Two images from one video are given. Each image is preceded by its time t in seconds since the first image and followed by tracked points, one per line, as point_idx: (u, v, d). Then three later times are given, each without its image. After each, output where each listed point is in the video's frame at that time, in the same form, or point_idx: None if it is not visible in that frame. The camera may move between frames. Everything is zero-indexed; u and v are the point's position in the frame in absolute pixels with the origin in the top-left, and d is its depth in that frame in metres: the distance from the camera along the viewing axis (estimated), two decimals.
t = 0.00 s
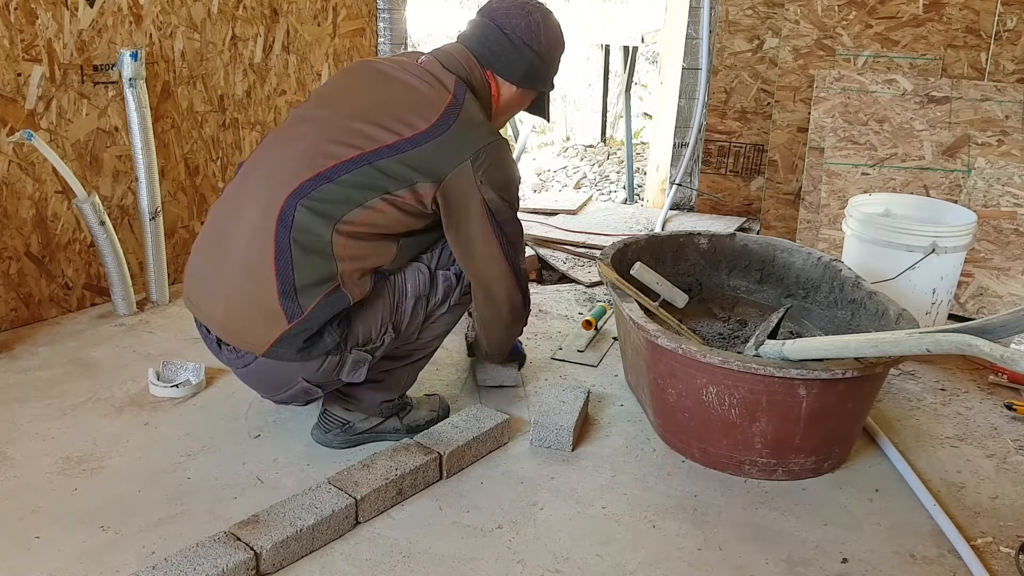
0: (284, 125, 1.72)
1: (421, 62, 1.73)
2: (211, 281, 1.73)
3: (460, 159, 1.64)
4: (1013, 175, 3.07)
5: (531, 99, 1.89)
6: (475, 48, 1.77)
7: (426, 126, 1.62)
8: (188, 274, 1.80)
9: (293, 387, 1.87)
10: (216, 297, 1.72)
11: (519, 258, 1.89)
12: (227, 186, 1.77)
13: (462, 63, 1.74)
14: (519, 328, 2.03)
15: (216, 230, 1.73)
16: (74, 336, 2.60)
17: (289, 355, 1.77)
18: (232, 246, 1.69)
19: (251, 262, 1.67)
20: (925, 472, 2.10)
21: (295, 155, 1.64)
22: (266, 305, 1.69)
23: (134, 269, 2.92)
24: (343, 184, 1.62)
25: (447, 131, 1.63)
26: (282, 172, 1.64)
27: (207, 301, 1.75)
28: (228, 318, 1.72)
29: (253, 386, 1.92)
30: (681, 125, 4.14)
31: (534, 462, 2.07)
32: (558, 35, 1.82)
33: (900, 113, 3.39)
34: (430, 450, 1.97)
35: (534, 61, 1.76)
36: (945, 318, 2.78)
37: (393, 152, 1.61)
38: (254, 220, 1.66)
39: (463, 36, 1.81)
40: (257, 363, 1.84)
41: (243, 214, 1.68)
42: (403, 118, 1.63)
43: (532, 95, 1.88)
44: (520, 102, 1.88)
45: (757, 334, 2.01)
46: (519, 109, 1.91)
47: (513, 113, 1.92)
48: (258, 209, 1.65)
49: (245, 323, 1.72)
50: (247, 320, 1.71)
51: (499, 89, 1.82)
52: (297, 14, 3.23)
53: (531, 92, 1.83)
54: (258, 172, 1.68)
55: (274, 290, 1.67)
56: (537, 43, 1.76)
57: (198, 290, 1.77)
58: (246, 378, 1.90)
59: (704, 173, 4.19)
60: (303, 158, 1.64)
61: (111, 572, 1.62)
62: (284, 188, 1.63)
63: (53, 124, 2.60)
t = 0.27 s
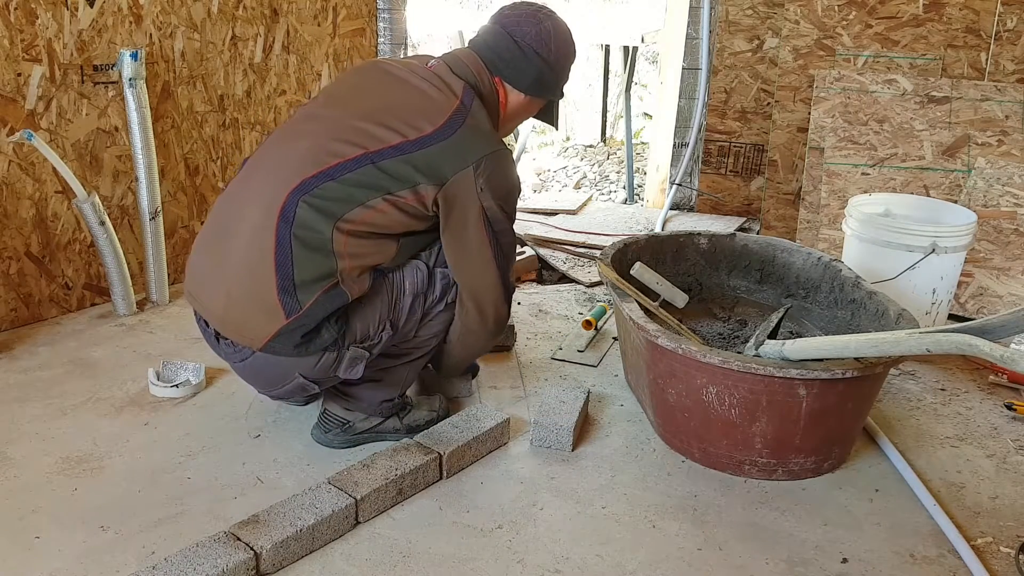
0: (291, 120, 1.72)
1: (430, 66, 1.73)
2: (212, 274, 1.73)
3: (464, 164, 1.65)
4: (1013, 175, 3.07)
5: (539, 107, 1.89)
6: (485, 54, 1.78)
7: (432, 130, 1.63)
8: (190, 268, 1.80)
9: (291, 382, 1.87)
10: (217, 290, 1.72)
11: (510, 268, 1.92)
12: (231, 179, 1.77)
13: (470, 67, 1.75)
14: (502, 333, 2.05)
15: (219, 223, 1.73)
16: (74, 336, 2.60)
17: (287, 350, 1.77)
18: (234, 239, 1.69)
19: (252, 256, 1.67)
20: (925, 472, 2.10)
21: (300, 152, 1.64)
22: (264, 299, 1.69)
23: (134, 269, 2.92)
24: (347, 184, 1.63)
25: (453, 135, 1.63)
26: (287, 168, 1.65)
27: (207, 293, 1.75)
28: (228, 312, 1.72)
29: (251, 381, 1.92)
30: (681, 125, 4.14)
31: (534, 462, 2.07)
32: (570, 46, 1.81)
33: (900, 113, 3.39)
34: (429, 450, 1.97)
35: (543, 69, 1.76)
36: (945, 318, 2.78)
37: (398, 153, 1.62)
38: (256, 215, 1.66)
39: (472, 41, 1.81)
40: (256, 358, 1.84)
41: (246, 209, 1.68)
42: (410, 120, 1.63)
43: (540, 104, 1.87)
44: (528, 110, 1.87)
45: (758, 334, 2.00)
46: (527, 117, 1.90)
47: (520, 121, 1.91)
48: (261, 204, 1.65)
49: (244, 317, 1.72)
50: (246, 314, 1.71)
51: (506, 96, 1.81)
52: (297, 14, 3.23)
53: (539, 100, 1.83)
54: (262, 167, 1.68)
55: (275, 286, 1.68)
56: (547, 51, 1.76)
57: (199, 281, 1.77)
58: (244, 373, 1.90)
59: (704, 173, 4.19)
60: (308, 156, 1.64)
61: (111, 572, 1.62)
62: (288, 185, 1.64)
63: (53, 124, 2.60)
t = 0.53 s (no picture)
0: (286, 122, 1.72)
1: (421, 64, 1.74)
2: (209, 276, 1.73)
3: (456, 157, 1.64)
4: (1013, 175, 3.07)
5: (535, 101, 1.88)
6: (478, 49, 1.78)
7: (423, 126, 1.63)
8: (189, 271, 1.80)
9: (289, 383, 1.87)
10: (213, 292, 1.72)
11: (507, 270, 1.89)
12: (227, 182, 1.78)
13: (462, 64, 1.75)
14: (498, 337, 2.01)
15: (214, 225, 1.73)
16: (74, 336, 2.60)
17: (283, 352, 1.76)
18: (232, 240, 1.69)
19: (248, 256, 1.67)
20: (925, 472, 2.10)
21: (294, 152, 1.65)
22: (261, 299, 1.69)
23: (134, 269, 2.92)
24: (341, 182, 1.63)
25: (445, 130, 1.63)
26: (281, 168, 1.65)
27: (204, 295, 1.75)
28: (224, 313, 1.72)
29: (249, 383, 1.92)
30: (681, 125, 4.15)
31: (534, 462, 2.07)
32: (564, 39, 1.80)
33: (900, 113, 3.39)
34: (430, 450, 1.97)
35: (536, 63, 1.75)
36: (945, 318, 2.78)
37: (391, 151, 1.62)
38: (253, 215, 1.66)
39: (467, 36, 1.81)
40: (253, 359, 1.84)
41: (241, 210, 1.68)
42: (402, 118, 1.63)
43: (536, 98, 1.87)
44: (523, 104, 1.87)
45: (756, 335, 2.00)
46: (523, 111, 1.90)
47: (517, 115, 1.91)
48: (256, 205, 1.66)
49: (241, 318, 1.72)
50: (243, 314, 1.71)
51: (501, 91, 1.81)
52: (297, 14, 3.23)
53: (534, 94, 1.82)
54: (257, 168, 1.69)
55: (270, 286, 1.68)
56: (541, 46, 1.75)
57: (196, 284, 1.77)
58: (242, 375, 1.90)
59: (704, 173, 4.19)
60: (302, 156, 1.64)
61: (111, 572, 1.62)
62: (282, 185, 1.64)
63: (53, 124, 2.60)
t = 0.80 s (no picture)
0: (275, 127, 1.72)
1: (405, 60, 1.73)
2: (204, 283, 1.74)
3: (444, 148, 1.61)
4: (1013, 175, 3.07)
5: (520, 91, 1.88)
6: (461, 43, 1.77)
7: (409, 121, 1.61)
8: (185, 279, 1.80)
9: (288, 389, 1.88)
10: (209, 299, 1.73)
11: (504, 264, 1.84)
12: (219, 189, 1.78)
13: (448, 59, 1.75)
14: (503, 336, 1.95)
15: (208, 233, 1.73)
16: (74, 336, 2.60)
17: (282, 358, 1.77)
18: (226, 246, 1.69)
19: (241, 261, 1.67)
20: (924, 472, 2.10)
21: (283, 157, 1.65)
22: (255, 304, 1.69)
23: (134, 269, 2.92)
24: (331, 183, 1.62)
25: (430, 123, 1.62)
26: (271, 173, 1.65)
27: (200, 303, 1.75)
28: (220, 320, 1.73)
29: (248, 389, 1.92)
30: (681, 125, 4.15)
31: (534, 462, 2.07)
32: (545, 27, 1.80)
33: (900, 113, 3.39)
34: (430, 450, 1.97)
35: (521, 53, 1.75)
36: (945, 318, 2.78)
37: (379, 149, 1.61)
38: (247, 220, 1.66)
39: (449, 30, 1.80)
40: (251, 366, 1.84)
41: (234, 216, 1.68)
42: (388, 115, 1.62)
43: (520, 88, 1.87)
44: (508, 95, 1.87)
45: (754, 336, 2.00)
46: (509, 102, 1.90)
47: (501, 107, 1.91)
48: (248, 211, 1.66)
49: (237, 324, 1.72)
50: (239, 320, 1.71)
51: (488, 83, 1.81)
52: (297, 14, 3.23)
53: (519, 85, 1.83)
54: (248, 175, 1.69)
55: (264, 291, 1.68)
56: (524, 36, 1.75)
57: (191, 293, 1.78)
58: (242, 381, 1.90)
59: (704, 173, 4.19)
60: (291, 159, 1.64)
61: (111, 572, 1.62)
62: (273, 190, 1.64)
63: (53, 124, 2.60)
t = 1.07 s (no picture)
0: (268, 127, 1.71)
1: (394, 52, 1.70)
2: (202, 288, 1.74)
3: (433, 138, 1.58)
4: (1013, 175, 3.07)
5: (506, 79, 1.86)
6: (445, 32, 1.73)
7: (398, 113, 1.58)
8: (183, 282, 1.81)
9: (288, 391, 1.89)
10: (207, 304, 1.74)
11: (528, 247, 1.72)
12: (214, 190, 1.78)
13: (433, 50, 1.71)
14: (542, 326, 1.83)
15: (203, 236, 1.74)
16: (74, 336, 2.60)
17: (281, 359, 1.79)
18: (222, 249, 1.70)
19: (238, 264, 1.68)
20: (924, 472, 2.10)
21: (276, 158, 1.64)
22: (254, 307, 1.70)
23: (134, 269, 2.92)
24: (323, 182, 1.61)
25: (418, 113, 1.58)
26: (265, 175, 1.64)
27: (199, 306, 1.76)
28: (220, 323, 1.74)
29: (247, 391, 1.93)
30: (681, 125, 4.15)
31: (535, 462, 2.07)
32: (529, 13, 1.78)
33: (900, 113, 3.39)
34: (429, 450, 1.97)
35: (507, 41, 1.73)
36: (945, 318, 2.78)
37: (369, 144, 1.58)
38: (243, 223, 1.66)
39: (431, 20, 1.77)
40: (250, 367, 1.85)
41: (229, 219, 1.68)
42: (376, 108, 1.59)
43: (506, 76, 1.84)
44: (494, 83, 1.84)
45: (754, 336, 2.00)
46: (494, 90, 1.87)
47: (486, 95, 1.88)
48: (243, 215, 1.66)
49: (236, 327, 1.74)
50: (238, 323, 1.73)
51: (475, 72, 1.78)
52: (297, 14, 3.23)
53: (505, 72, 1.80)
54: (242, 178, 1.69)
55: (262, 294, 1.69)
56: (509, 25, 1.73)
57: (190, 297, 1.78)
58: (241, 384, 1.91)
59: (704, 173, 4.19)
60: (283, 162, 1.63)
61: (111, 572, 1.62)
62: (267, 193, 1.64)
63: (53, 124, 2.60)
